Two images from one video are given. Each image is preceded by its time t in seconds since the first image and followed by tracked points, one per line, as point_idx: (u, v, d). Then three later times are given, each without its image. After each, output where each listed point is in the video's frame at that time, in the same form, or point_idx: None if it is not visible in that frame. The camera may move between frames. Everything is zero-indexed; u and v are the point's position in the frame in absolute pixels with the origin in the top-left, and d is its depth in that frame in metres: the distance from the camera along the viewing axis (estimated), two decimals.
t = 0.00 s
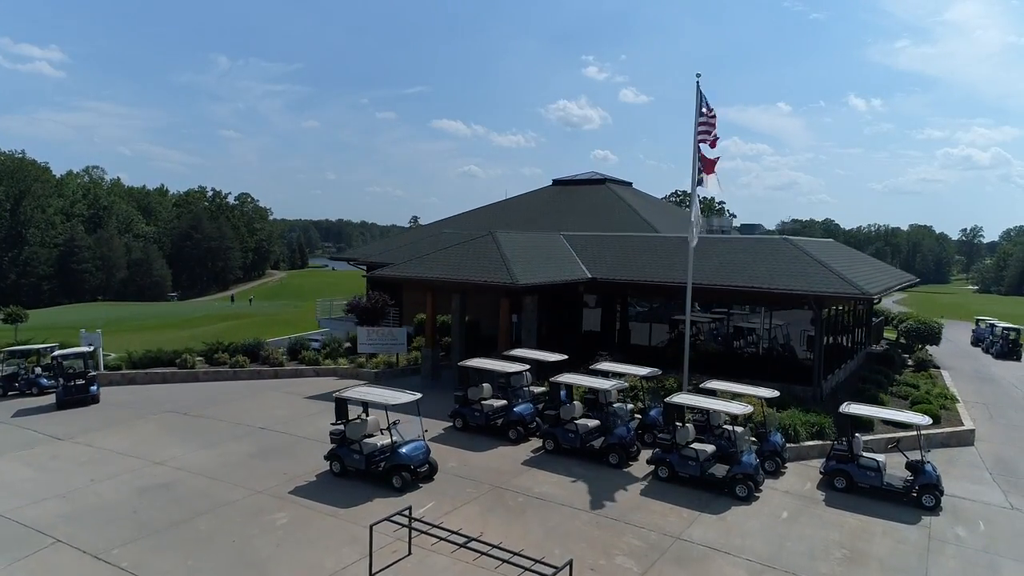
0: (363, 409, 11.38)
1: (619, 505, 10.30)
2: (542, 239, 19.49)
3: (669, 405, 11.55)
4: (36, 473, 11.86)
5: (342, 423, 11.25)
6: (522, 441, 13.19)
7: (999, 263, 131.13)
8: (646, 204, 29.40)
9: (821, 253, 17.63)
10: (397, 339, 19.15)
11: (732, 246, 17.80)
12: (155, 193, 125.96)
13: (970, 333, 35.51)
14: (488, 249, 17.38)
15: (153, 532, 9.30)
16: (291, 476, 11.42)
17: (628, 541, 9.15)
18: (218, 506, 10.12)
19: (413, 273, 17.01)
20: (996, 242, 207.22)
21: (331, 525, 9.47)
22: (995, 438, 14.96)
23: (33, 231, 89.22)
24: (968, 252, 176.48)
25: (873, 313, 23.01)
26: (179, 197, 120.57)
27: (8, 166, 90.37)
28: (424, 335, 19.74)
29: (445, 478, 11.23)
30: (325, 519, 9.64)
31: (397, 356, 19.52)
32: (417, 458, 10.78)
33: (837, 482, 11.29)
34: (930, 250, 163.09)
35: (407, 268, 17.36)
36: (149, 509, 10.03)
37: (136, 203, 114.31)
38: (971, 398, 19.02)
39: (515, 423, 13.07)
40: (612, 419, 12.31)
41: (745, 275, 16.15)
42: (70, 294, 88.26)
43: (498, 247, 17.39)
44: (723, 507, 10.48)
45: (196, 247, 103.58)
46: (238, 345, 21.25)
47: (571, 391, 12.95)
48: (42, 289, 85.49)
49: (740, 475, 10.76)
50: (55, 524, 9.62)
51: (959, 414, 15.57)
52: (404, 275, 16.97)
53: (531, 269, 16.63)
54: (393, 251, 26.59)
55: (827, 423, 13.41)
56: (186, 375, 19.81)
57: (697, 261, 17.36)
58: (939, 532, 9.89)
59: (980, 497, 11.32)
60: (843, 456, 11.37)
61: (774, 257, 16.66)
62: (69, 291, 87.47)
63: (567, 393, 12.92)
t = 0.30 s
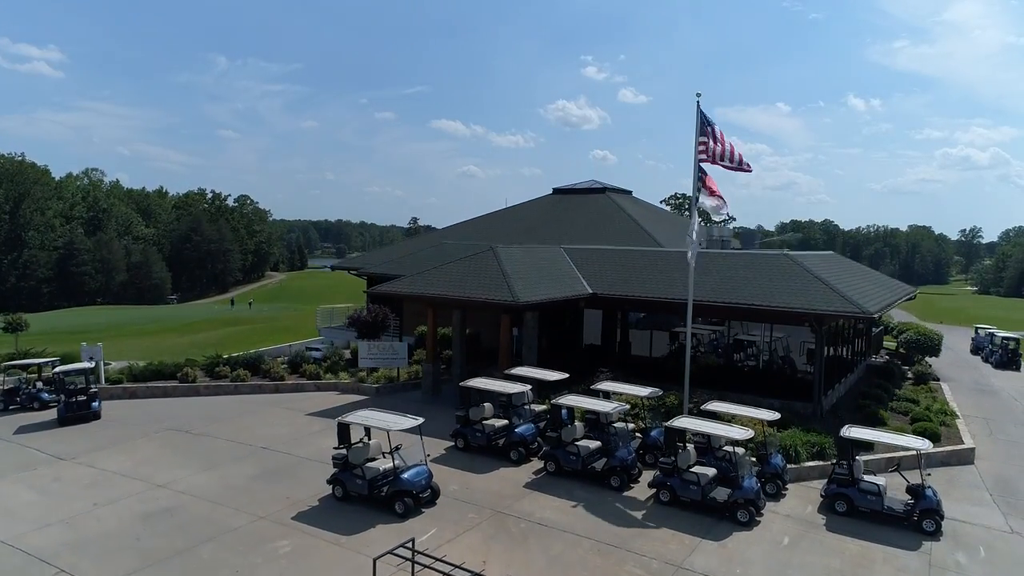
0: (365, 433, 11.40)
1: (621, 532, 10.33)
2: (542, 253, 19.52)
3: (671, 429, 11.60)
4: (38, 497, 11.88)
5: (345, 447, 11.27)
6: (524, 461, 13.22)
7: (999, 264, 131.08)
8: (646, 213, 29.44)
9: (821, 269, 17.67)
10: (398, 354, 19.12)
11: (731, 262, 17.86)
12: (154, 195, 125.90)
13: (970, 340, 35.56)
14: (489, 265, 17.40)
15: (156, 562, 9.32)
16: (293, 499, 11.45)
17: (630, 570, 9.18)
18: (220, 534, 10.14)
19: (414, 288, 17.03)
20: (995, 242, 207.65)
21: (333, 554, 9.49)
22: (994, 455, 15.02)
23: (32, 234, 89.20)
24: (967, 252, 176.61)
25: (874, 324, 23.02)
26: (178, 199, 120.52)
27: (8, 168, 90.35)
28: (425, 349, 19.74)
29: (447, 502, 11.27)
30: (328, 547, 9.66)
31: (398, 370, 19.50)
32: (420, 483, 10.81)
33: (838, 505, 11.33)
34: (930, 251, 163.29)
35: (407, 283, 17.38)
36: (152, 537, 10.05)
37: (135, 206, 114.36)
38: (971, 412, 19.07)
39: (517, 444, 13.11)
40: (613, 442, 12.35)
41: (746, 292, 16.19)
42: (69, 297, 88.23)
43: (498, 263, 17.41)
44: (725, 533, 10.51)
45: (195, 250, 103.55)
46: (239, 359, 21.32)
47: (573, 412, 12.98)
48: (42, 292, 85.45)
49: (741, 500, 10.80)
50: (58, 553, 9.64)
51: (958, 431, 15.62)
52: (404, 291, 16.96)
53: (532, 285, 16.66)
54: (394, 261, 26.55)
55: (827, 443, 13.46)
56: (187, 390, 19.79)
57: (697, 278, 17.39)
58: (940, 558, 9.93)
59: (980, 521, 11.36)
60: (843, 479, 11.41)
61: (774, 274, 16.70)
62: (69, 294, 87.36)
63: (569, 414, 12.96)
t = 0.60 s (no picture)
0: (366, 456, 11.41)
1: (622, 558, 10.36)
2: (542, 267, 19.53)
3: (672, 452, 11.63)
4: (39, 520, 11.89)
5: (347, 471, 11.29)
6: (524, 482, 13.26)
7: (998, 264, 131.05)
8: (645, 222, 29.47)
9: (821, 284, 17.70)
10: (398, 368, 19.15)
11: (731, 277, 17.89)
12: (154, 197, 125.92)
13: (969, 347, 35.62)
14: (490, 280, 17.41)
15: None
16: (295, 523, 11.45)
17: None
18: (221, 561, 10.15)
19: (414, 305, 17.03)
20: (994, 242, 207.85)
21: None
22: (994, 473, 15.05)
23: (32, 237, 89.18)
24: (966, 252, 176.83)
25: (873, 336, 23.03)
26: (177, 201, 120.56)
27: (7, 171, 90.44)
28: (425, 364, 19.73)
29: (448, 527, 11.28)
30: None
31: (398, 384, 19.50)
32: (421, 509, 10.83)
33: (838, 528, 11.35)
34: (928, 252, 163.50)
35: (408, 299, 17.39)
36: (154, 564, 10.07)
37: (135, 208, 114.33)
38: (970, 425, 19.10)
39: (518, 465, 13.14)
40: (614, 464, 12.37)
41: (746, 309, 16.21)
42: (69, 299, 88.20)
43: (499, 278, 17.43)
44: (725, 558, 10.55)
45: (195, 252, 103.54)
46: (239, 372, 21.33)
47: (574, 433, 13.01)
48: (41, 295, 85.43)
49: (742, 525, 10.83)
50: None
51: (958, 448, 15.65)
52: (405, 308, 16.96)
53: (532, 302, 16.68)
54: (394, 270, 26.54)
55: (827, 463, 13.50)
56: (187, 404, 19.77)
57: (697, 294, 17.40)
58: None
59: (980, 544, 11.40)
60: (843, 503, 11.43)
61: (774, 290, 16.73)
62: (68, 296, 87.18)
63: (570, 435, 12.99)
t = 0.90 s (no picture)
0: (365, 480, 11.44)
1: None
2: (541, 280, 19.55)
3: (671, 476, 11.66)
4: (38, 543, 11.91)
5: (346, 495, 11.31)
6: (523, 503, 13.30)
7: (997, 266, 131.17)
8: (645, 231, 29.49)
9: (818, 300, 17.76)
10: (398, 383, 19.18)
11: (730, 292, 17.90)
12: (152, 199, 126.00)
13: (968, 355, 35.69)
14: (488, 297, 17.42)
15: None
16: (294, 548, 11.46)
17: None
18: None
19: (414, 321, 17.07)
20: (993, 242, 208.15)
21: None
22: (992, 491, 15.10)
23: (30, 239, 89.21)
24: (964, 253, 177.07)
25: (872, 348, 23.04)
26: (177, 202, 120.57)
27: (6, 173, 90.59)
28: (424, 378, 19.73)
29: (448, 552, 11.31)
30: None
31: (397, 399, 19.50)
32: (420, 534, 10.86)
33: (836, 553, 11.38)
34: (927, 253, 163.78)
35: (407, 316, 17.41)
36: None
37: (133, 210, 114.37)
38: (969, 438, 19.15)
39: (516, 486, 13.18)
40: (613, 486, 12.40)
41: (744, 326, 16.23)
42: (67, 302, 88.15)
43: (498, 294, 17.46)
44: None
45: (194, 254, 103.54)
46: (239, 385, 21.41)
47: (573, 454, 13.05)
48: (40, 298, 85.40)
49: (740, 550, 10.85)
50: None
51: (956, 466, 15.69)
52: (405, 324, 16.98)
53: (531, 318, 16.70)
54: (394, 281, 26.53)
55: (825, 483, 13.55)
56: (187, 418, 19.82)
57: (696, 309, 17.44)
58: None
59: (978, 567, 11.43)
60: (841, 527, 11.45)
61: (773, 307, 16.79)
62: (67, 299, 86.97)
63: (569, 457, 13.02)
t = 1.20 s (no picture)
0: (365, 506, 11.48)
1: None
2: (541, 295, 19.60)
3: (670, 500, 11.72)
4: (41, 567, 11.96)
5: (347, 521, 11.35)
6: (524, 525, 13.34)
7: (997, 267, 131.17)
8: (645, 241, 29.50)
9: (818, 316, 17.80)
10: (398, 399, 19.18)
11: (731, 308, 17.93)
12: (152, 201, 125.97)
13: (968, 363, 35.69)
14: (488, 315, 17.43)
15: None
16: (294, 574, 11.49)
17: None
18: None
19: (414, 338, 17.11)
20: (993, 242, 208.11)
21: None
22: (991, 509, 15.13)
23: (30, 242, 89.21)
24: (964, 253, 177.05)
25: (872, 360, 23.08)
26: (177, 204, 120.57)
27: (6, 176, 90.72)
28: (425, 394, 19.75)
29: None
30: None
31: (397, 414, 19.53)
32: (421, 561, 10.89)
33: None
34: (927, 254, 163.82)
35: (407, 333, 17.45)
36: None
37: (133, 213, 114.37)
38: (968, 453, 19.17)
39: (517, 508, 13.22)
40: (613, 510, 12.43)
41: (745, 345, 16.27)
42: (67, 305, 88.05)
43: (499, 311, 17.51)
44: None
45: (193, 256, 103.48)
46: (239, 399, 21.50)
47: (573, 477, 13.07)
48: (40, 301, 85.38)
49: None
50: None
51: (955, 485, 15.71)
52: (406, 341, 17.02)
53: (531, 336, 16.72)
54: (395, 292, 26.55)
55: (825, 505, 13.59)
56: (188, 432, 19.87)
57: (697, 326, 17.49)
58: None
59: None
60: (840, 552, 11.46)
61: (773, 324, 16.84)
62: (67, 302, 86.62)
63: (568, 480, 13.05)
